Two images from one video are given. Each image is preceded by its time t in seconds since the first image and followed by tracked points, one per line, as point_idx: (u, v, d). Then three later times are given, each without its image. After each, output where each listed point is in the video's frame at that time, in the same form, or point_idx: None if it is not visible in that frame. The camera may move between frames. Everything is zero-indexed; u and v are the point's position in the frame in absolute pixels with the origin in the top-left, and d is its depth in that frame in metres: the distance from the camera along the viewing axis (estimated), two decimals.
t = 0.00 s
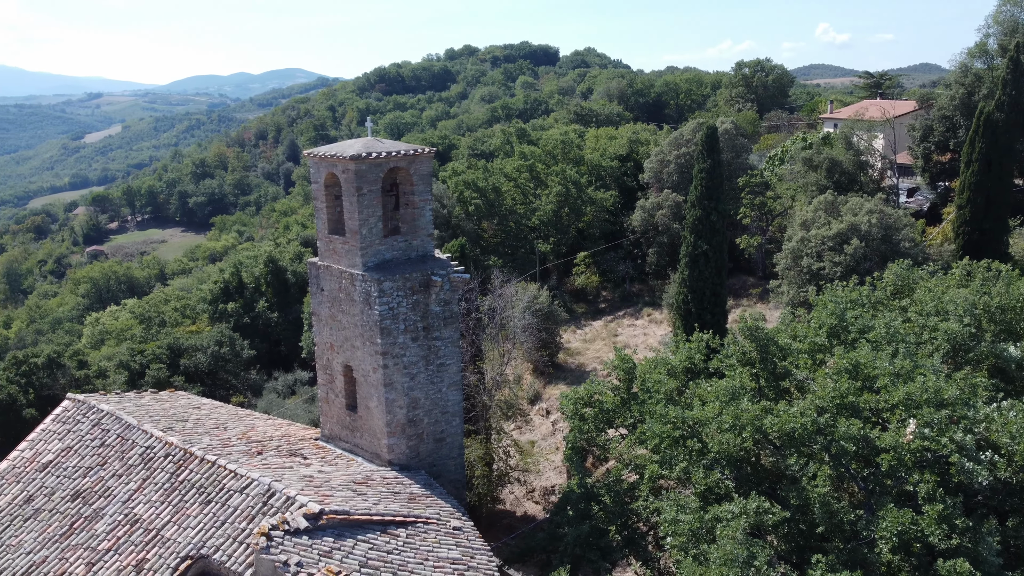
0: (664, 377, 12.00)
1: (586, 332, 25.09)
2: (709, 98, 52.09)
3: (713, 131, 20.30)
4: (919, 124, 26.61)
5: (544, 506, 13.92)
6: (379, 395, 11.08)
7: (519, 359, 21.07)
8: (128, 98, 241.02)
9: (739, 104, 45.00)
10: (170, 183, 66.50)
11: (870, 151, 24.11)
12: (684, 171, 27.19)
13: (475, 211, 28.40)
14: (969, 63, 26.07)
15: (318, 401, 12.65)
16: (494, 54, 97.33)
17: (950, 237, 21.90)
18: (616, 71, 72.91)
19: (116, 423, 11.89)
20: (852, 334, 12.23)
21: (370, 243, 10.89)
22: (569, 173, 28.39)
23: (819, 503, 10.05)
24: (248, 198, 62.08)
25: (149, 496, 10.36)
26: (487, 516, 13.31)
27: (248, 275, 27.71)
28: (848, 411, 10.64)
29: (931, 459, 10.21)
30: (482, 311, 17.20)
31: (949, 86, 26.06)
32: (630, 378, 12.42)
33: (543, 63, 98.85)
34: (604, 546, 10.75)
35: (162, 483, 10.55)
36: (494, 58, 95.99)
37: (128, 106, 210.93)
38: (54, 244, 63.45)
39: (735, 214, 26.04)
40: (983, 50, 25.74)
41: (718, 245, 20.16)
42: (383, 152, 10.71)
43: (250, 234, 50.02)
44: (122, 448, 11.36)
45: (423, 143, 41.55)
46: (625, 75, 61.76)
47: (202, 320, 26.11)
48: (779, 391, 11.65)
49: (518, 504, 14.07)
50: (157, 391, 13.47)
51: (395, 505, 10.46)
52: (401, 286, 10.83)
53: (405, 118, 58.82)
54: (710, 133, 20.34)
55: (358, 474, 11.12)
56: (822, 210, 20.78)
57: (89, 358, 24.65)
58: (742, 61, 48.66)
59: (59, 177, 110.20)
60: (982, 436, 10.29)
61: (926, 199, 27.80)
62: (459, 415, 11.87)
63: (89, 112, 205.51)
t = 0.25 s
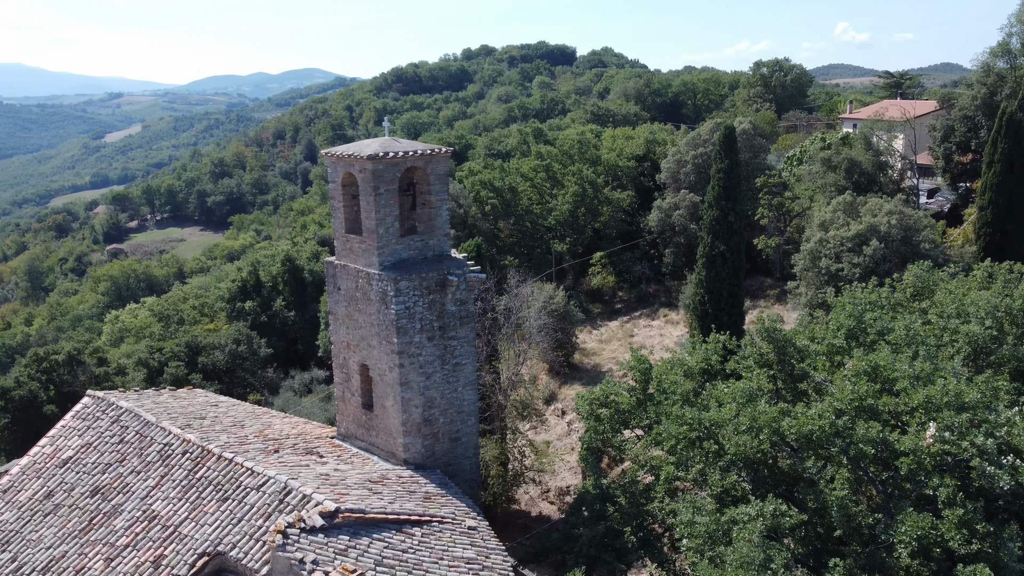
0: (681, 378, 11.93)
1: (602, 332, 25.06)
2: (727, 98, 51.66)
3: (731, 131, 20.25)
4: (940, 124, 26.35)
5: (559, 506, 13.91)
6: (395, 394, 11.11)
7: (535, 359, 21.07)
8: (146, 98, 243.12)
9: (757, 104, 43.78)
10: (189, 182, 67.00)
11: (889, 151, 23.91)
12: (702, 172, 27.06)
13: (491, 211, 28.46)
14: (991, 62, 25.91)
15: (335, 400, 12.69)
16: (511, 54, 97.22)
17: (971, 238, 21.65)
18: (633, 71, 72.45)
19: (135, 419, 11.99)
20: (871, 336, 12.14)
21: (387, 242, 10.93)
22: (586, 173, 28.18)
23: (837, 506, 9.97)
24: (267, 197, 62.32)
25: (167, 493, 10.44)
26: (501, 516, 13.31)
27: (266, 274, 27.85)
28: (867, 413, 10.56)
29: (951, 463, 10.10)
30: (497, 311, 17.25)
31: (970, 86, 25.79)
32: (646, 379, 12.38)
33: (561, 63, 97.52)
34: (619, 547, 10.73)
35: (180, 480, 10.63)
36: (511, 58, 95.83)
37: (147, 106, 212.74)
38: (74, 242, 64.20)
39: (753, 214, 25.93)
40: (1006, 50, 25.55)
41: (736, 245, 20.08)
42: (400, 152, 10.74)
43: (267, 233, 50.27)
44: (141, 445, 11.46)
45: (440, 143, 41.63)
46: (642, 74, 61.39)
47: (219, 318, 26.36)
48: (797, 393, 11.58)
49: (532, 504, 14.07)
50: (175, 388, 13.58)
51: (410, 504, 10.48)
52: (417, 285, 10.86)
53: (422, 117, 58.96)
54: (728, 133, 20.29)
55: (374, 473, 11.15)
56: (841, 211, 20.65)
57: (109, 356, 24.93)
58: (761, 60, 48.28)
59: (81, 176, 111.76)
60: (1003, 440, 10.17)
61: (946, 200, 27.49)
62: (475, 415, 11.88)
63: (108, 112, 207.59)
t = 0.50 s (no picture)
0: (697, 379, 11.87)
1: (617, 332, 25.00)
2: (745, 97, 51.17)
3: (749, 131, 20.32)
4: (961, 124, 26.08)
5: (574, 507, 13.90)
6: (411, 393, 11.15)
7: (550, 359, 21.06)
8: (163, 98, 245.15)
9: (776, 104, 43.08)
10: (208, 181, 67.49)
11: (909, 152, 23.66)
12: (719, 172, 26.93)
13: (507, 211, 28.47)
14: (1014, 61, 25.68)
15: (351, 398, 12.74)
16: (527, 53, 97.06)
17: (993, 239, 21.38)
18: (650, 70, 71.87)
19: (153, 416, 12.10)
20: (890, 337, 12.05)
21: (403, 241, 10.96)
22: (603, 173, 28.27)
23: (854, 510, 9.86)
24: (285, 196, 62.55)
25: (184, 490, 10.52)
26: (516, 516, 13.31)
27: (283, 273, 27.99)
28: (886, 416, 10.47)
29: (972, 467, 9.98)
30: (513, 310, 17.28)
31: (993, 86, 25.51)
32: (662, 380, 12.32)
33: (577, 62, 96.70)
34: (635, 548, 10.69)
35: (198, 477, 10.71)
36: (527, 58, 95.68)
37: (165, 106, 214.56)
38: (94, 241, 64.86)
39: (771, 215, 25.79)
40: None
41: (753, 246, 20.02)
42: (417, 151, 10.78)
43: (285, 231, 50.49)
44: (159, 442, 11.55)
45: (456, 143, 41.70)
46: (659, 74, 60.65)
47: (238, 317, 26.68)
48: (814, 395, 11.51)
49: (547, 504, 14.06)
50: (193, 386, 13.68)
51: (426, 503, 10.50)
52: (433, 285, 10.89)
53: (439, 117, 59.07)
54: (746, 133, 20.32)
55: (390, 472, 11.19)
56: (860, 212, 20.50)
57: (128, 353, 25.18)
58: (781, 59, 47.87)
59: (102, 175, 113.15)
60: None
61: (967, 201, 27.12)
62: (490, 415, 11.89)
63: (126, 112, 209.57)
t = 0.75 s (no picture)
0: (714, 380, 11.81)
1: (633, 333, 24.94)
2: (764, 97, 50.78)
3: (768, 131, 20.27)
4: (983, 124, 25.81)
5: (589, 508, 13.89)
6: (426, 392, 11.17)
7: (566, 359, 21.06)
8: (181, 98, 247.28)
9: (795, 103, 42.77)
10: (226, 181, 68.03)
11: (929, 152, 23.37)
12: (736, 172, 26.79)
13: (524, 211, 28.31)
14: None
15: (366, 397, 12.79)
16: (545, 52, 96.81)
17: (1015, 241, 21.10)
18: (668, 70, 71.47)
19: (170, 414, 12.20)
20: (910, 339, 11.97)
21: (419, 241, 11.00)
22: (620, 173, 28.22)
23: (872, 513, 9.76)
24: (303, 196, 62.81)
25: (201, 487, 10.60)
26: (530, 515, 13.31)
27: (300, 272, 28.16)
28: (905, 419, 10.38)
29: (993, 471, 9.87)
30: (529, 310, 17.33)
31: (1016, 85, 25.21)
32: (678, 381, 12.28)
33: (595, 62, 96.19)
34: (650, 550, 10.65)
35: (215, 473, 10.79)
36: (544, 58, 95.51)
37: (183, 105, 216.45)
38: (114, 239, 65.61)
39: (789, 215, 25.69)
40: None
41: (771, 247, 19.96)
42: (433, 151, 10.81)
43: (302, 230, 50.74)
44: (177, 438, 11.65)
45: (473, 143, 41.77)
46: (677, 73, 60.22)
47: (256, 315, 26.90)
48: (832, 397, 11.44)
49: (562, 504, 14.07)
50: (211, 383, 13.79)
51: (440, 502, 10.52)
52: (449, 284, 10.91)
53: (456, 117, 59.19)
54: (764, 133, 20.26)
55: (405, 470, 11.22)
56: (879, 212, 20.35)
57: (147, 351, 25.46)
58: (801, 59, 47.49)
59: (122, 174, 114.51)
60: None
61: (989, 202, 26.85)
62: (506, 414, 11.90)
63: (145, 112, 211.65)
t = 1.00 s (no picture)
0: (730, 381, 11.75)
1: (649, 333, 24.85)
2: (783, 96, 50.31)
3: (786, 131, 20.11)
4: (1005, 124, 25.48)
5: (604, 508, 13.87)
6: (441, 391, 11.20)
7: (581, 359, 21.04)
8: (198, 98, 249.32)
9: (814, 103, 42.54)
10: (244, 180, 68.51)
11: (950, 152, 22.95)
12: (754, 172, 26.64)
13: (540, 210, 28.36)
14: None
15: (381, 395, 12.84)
16: (563, 52, 96.47)
17: None
18: (686, 69, 70.97)
19: (188, 410, 12.30)
20: (929, 341, 11.87)
21: (435, 240, 11.02)
22: (636, 173, 28.03)
23: (890, 516, 9.67)
24: (320, 195, 62.97)
25: (217, 483, 10.68)
26: (545, 515, 13.31)
27: (316, 271, 28.31)
28: (923, 421, 10.29)
29: (1014, 474, 9.73)
30: (544, 310, 17.33)
31: None
32: (694, 381, 12.24)
33: (612, 62, 95.47)
34: (664, 551, 10.61)
35: (231, 470, 10.87)
36: (561, 57, 95.21)
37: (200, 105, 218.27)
38: (134, 237, 66.31)
39: (807, 216, 25.53)
40: None
41: (788, 247, 19.87)
42: (449, 150, 10.83)
43: (319, 229, 50.94)
44: (194, 435, 11.74)
45: (489, 142, 41.80)
46: (695, 73, 59.81)
47: (273, 314, 27.10)
48: (850, 399, 11.37)
49: (577, 504, 14.06)
50: (227, 381, 13.90)
51: (454, 500, 10.54)
52: (465, 283, 10.93)
53: (473, 117, 59.20)
54: (782, 132, 20.11)
55: (419, 468, 11.26)
56: (899, 213, 20.19)
57: (166, 348, 25.73)
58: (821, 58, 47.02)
59: (141, 173, 115.72)
60: None
61: (1011, 202, 26.63)
62: (520, 414, 11.90)
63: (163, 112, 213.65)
